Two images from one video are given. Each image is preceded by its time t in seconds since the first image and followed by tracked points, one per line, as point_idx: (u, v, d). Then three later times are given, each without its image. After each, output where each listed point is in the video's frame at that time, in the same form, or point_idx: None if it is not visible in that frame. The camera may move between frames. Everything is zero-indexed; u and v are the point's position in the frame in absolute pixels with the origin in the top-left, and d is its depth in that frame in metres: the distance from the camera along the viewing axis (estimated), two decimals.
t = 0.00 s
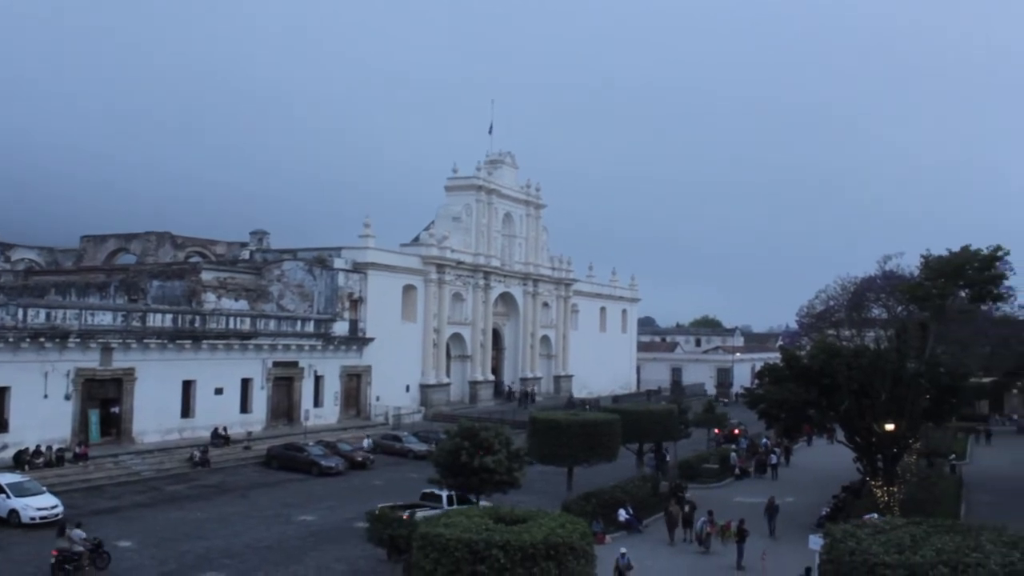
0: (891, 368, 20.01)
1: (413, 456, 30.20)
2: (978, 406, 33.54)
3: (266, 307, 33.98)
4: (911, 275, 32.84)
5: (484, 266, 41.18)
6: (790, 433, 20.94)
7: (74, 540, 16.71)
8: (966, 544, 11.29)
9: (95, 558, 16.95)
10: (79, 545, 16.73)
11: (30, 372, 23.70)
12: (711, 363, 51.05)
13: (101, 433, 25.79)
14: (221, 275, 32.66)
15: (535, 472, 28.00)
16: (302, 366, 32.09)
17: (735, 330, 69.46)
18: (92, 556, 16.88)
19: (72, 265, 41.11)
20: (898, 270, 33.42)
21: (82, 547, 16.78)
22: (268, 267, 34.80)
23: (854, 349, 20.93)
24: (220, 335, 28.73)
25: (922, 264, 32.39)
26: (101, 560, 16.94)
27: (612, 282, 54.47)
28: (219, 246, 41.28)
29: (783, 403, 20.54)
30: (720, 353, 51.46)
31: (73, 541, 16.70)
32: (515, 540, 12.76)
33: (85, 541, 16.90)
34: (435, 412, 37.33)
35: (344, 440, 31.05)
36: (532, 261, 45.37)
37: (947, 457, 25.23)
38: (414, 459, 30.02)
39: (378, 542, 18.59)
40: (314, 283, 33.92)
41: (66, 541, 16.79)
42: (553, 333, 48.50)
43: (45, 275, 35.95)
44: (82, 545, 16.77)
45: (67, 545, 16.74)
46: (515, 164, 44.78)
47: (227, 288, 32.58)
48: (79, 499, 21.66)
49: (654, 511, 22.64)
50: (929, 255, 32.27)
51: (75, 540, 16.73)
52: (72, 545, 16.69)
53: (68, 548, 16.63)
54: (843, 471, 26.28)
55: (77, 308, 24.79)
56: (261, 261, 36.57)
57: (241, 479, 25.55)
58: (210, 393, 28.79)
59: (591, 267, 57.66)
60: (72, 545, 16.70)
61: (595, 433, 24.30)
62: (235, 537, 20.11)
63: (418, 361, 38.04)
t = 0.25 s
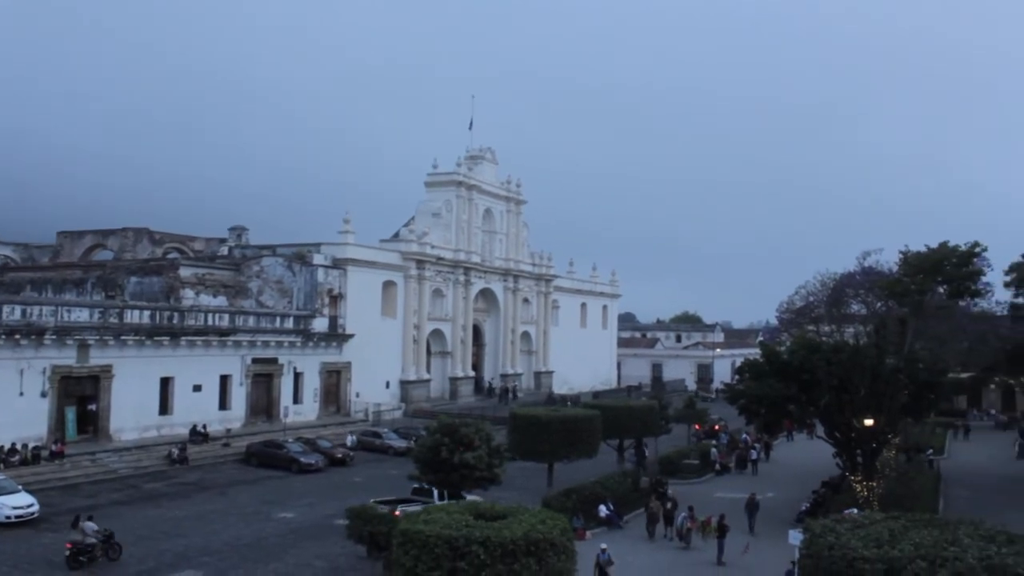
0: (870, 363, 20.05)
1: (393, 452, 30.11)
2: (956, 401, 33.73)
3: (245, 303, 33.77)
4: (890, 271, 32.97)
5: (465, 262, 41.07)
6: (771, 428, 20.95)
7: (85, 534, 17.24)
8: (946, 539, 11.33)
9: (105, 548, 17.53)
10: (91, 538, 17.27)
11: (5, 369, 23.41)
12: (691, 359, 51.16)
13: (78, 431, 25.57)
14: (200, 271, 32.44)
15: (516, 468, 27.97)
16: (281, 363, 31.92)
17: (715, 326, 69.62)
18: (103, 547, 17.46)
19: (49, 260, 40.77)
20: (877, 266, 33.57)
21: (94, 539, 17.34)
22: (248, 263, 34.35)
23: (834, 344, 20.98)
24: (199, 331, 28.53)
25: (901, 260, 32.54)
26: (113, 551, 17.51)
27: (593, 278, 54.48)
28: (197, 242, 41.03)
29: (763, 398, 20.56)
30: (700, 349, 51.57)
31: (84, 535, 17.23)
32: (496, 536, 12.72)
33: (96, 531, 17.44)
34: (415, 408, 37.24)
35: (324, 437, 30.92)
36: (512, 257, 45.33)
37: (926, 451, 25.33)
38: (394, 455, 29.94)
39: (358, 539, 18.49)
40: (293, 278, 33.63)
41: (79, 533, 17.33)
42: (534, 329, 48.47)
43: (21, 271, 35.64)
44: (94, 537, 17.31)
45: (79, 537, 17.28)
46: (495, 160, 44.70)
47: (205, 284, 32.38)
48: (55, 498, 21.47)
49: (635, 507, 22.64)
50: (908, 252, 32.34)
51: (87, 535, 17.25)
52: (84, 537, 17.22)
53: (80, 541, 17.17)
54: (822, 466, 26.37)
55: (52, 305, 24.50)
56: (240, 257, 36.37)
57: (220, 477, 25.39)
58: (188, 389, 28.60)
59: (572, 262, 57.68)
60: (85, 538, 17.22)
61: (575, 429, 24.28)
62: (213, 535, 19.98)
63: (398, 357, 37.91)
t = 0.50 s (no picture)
0: (851, 358, 20.02)
1: (374, 448, 30.04)
2: (936, 396, 33.91)
3: (225, 299, 33.56)
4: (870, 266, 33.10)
5: (446, 257, 40.93)
6: (751, 423, 21.06)
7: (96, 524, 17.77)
8: (926, 533, 11.37)
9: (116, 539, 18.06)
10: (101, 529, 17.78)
11: None
12: (673, 355, 51.29)
13: (55, 428, 25.39)
14: (179, 267, 32.24)
15: (498, 464, 27.94)
16: (261, 359, 31.77)
17: (696, 321, 69.84)
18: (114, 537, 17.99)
19: (26, 257, 40.43)
20: (857, 261, 33.73)
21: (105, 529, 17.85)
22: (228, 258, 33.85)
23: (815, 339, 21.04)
24: (178, 327, 28.35)
25: (881, 256, 32.66)
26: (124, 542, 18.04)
27: (574, 273, 54.48)
28: (176, 238, 40.82)
29: (744, 394, 20.61)
30: (681, 345, 51.69)
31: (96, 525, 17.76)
32: (476, 532, 12.68)
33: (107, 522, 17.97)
34: (396, 404, 37.15)
35: (304, 433, 30.79)
36: (493, 252, 45.28)
37: (905, 446, 25.44)
38: (375, 452, 29.87)
39: (339, 536, 18.35)
40: (274, 274, 33.54)
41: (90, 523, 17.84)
42: (515, 325, 48.43)
43: None
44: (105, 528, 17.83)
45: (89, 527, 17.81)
46: (476, 156, 44.62)
47: (185, 280, 32.20)
48: (33, 496, 21.30)
49: (617, 502, 22.65)
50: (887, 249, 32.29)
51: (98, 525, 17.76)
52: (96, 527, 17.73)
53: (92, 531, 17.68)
54: (803, 461, 26.46)
55: (29, 300, 24.18)
56: (220, 252, 36.20)
57: (200, 473, 25.26)
58: (167, 386, 28.45)
59: (553, 258, 57.68)
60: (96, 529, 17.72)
61: (557, 425, 24.27)
62: (193, 533, 19.87)
63: (379, 353, 37.80)
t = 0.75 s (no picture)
0: (831, 353, 20.13)
1: (355, 444, 29.98)
2: (915, 391, 34.08)
3: (205, 294, 33.41)
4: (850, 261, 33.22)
5: (427, 253, 40.79)
6: (732, 419, 21.17)
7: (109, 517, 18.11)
8: (906, 526, 11.42)
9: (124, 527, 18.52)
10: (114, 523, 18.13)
11: None
12: (654, 350, 51.38)
13: (34, 425, 25.21)
14: (159, 262, 31.99)
15: (479, 459, 27.91)
16: (242, 355, 31.62)
17: (677, 316, 70.01)
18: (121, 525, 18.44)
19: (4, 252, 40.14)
20: (837, 256, 33.89)
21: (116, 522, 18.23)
22: (209, 254, 34.07)
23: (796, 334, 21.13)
24: (158, 323, 28.26)
25: (862, 252, 32.68)
26: (134, 531, 18.53)
27: (555, 269, 54.48)
28: (156, 233, 40.63)
29: (725, 389, 20.69)
30: (663, 340, 51.78)
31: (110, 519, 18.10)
32: (457, 528, 12.66)
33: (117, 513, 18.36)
34: (377, 400, 37.07)
35: (285, 429, 30.69)
36: (475, 248, 45.21)
37: (885, 440, 25.54)
38: (356, 448, 29.81)
39: (320, 532, 18.29)
40: (254, 270, 33.44)
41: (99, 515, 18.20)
42: (497, 320, 48.40)
43: None
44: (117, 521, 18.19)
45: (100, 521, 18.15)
46: (457, 151, 44.54)
47: (165, 275, 31.86)
48: (11, 494, 21.16)
49: (599, 497, 22.67)
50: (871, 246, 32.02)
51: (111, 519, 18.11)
52: (109, 521, 18.10)
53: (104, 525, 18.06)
54: (783, 456, 26.56)
55: (7, 297, 24.06)
56: (200, 248, 36.05)
57: (180, 470, 25.16)
58: (147, 382, 28.30)
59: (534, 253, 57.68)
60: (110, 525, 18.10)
61: (538, 421, 24.26)
62: (174, 530, 19.78)
63: (361, 348, 37.69)
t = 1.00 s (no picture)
0: (811, 348, 20.21)
1: (336, 440, 29.92)
2: (894, 385, 34.29)
3: (185, 290, 33.35)
4: (830, 257, 33.38)
5: (408, 249, 40.69)
6: (713, 414, 21.22)
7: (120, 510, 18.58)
8: (886, 520, 11.52)
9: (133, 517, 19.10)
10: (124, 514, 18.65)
11: None
12: (635, 345, 51.47)
13: (11, 422, 24.98)
14: (138, 258, 31.90)
15: (460, 455, 27.91)
16: (222, 351, 31.50)
17: (658, 312, 70.15)
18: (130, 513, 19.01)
19: None
20: (816, 252, 34.04)
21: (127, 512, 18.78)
22: (188, 250, 33.86)
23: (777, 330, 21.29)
24: (137, 319, 28.09)
25: (841, 248, 32.83)
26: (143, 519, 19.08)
27: (536, 264, 54.49)
28: (135, 229, 40.43)
29: (705, 383, 20.76)
30: (644, 335, 51.88)
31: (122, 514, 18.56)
32: (438, 523, 12.65)
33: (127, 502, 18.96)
34: (358, 395, 37.00)
35: (265, 425, 30.59)
36: (456, 243, 45.16)
37: (864, 435, 25.67)
38: (337, 443, 29.75)
39: (301, 528, 18.26)
40: (234, 265, 33.22)
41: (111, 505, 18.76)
42: (478, 316, 48.38)
43: None
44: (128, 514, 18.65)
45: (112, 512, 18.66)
46: (439, 146, 44.50)
47: (144, 271, 31.91)
48: None
49: (579, 493, 22.71)
50: (847, 241, 32.33)
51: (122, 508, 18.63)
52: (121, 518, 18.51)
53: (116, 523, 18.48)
54: (763, 451, 26.67)
55: None
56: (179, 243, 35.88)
57: (160, 467, 25.05)
58: (126, 378, 28.17)
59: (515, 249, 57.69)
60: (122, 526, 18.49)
61: (519, 416, 24.26)
62: (154, 527, 19.70)
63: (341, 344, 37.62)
